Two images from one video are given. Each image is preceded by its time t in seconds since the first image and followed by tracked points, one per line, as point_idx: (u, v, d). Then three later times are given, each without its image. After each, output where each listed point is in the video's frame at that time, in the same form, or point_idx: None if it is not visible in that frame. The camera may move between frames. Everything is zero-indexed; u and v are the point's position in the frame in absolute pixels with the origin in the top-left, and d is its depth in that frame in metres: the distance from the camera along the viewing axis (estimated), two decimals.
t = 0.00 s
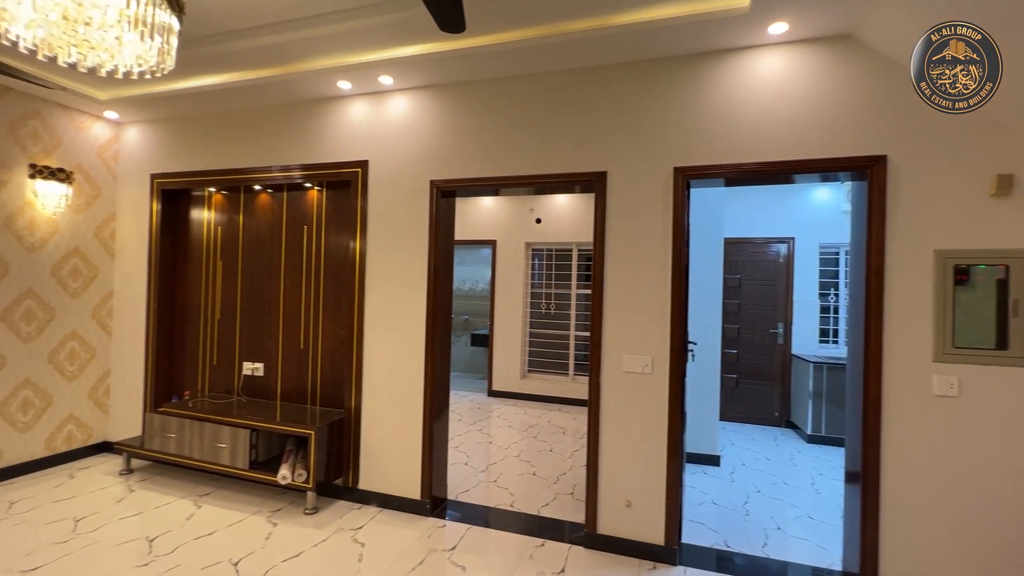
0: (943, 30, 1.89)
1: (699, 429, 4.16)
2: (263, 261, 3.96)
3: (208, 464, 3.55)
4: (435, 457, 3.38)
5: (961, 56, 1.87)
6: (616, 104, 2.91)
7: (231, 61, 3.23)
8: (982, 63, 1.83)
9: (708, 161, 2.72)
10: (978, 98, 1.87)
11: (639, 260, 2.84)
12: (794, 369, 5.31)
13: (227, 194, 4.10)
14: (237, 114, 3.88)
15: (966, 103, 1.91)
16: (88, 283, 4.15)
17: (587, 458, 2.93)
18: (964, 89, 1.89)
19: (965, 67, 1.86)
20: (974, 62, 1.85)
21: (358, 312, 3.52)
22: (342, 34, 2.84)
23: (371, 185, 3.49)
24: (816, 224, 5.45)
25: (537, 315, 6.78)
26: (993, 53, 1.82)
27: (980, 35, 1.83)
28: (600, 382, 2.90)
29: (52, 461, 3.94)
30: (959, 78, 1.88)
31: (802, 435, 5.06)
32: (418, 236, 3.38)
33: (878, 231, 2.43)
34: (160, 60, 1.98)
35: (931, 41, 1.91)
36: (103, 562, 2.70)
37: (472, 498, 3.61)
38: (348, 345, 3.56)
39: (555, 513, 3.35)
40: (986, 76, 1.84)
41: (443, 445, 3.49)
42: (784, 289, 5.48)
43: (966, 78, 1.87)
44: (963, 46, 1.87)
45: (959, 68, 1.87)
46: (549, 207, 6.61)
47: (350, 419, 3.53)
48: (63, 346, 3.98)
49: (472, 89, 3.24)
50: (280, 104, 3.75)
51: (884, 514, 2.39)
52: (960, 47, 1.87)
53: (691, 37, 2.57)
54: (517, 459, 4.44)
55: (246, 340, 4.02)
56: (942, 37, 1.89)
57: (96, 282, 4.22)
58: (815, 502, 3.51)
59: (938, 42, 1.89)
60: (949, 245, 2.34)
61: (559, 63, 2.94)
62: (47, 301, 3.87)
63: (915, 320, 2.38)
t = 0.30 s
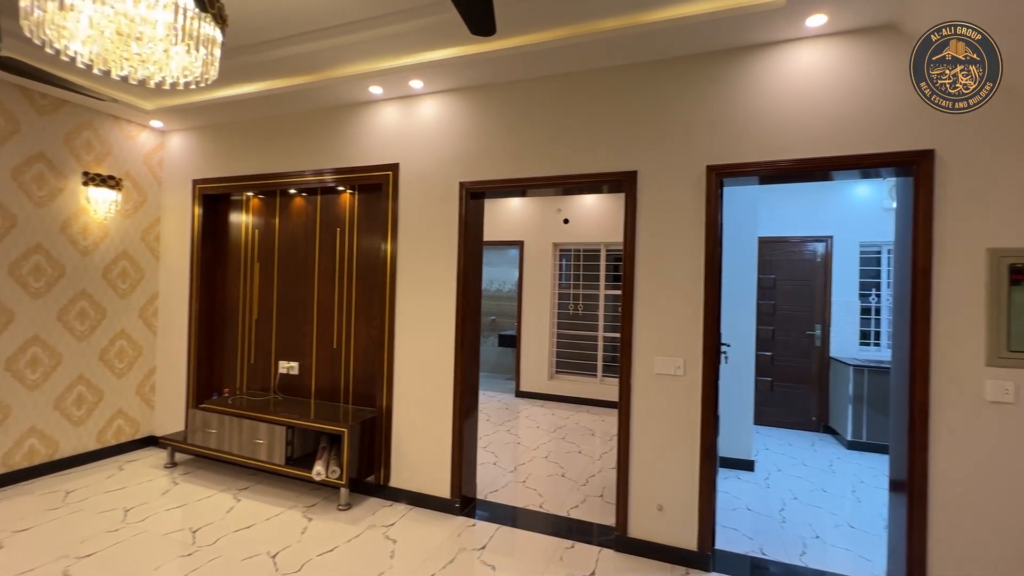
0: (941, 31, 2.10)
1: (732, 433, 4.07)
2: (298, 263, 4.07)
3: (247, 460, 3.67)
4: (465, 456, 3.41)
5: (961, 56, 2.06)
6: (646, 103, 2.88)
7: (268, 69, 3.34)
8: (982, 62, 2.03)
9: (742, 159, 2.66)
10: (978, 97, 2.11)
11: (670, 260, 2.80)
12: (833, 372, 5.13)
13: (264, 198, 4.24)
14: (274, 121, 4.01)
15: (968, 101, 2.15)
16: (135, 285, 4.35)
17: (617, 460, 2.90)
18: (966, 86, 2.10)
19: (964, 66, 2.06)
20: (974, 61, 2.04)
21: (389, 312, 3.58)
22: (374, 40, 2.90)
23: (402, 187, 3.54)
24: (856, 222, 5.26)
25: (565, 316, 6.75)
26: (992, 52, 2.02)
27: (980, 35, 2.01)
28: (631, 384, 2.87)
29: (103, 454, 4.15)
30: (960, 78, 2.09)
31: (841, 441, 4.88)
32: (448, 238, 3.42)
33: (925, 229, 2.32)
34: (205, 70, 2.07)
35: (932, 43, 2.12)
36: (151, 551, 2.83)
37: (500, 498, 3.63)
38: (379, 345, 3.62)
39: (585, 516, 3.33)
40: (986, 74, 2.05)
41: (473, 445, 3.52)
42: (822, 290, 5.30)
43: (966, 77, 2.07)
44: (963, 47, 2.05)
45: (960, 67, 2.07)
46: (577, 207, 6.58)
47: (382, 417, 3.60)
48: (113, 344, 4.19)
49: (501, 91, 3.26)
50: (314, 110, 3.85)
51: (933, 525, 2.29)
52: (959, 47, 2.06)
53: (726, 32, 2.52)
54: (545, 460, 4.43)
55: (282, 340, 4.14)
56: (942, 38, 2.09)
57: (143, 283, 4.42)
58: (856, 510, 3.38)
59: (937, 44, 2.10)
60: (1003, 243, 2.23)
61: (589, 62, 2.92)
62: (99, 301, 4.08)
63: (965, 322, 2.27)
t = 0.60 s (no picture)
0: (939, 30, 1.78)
1: (766, 437, 3.96)
2: (330, 264, 4.18)
3: (282, 455, 3.78)
4: (494, 456, 3.42)
5: (959, 56, 1.76)
6: (677, 101, 2.84)
7: (303, 76, 3.43)
8: (979, 61, 1.73)
9: (777, 156, 2.59)
10: (978, 98, 1.77)
11: (701, 260, 2.75)
12: (874, 376, 4.94)
13: (298, 202, 4.36)
14: (307, 126, 4.12)
15: (968, 101, 1.80)
16: (177, 286, 4.54)
17: (647, 463, 2.86)
18: (964, 87, 1.78)
19: (960, 67, 1.76)
20: (971, 61, 1.74)
21: (419, 312, 3.63)
22: (404, 44, 2.95)
23: (431, 189, 3.59)
24: (898, 219, 5.05)
25: (592, 316, 6.71)
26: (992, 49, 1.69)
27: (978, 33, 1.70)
28: (662, 386, 2.83)
29: (148, 448, 4.34)
30: (959, 78, 1.77)
31: (883, 447, 4.69)
32: (476, 239, 3.44)
33: (975, 226, 2.21)
34: (245, 79, 2.13)
35: (930, 44, 1.81)
36: (194, 542, 2.94)
37: (529, 498, 3.63)
38: (409, 344, 3.68)
39: (614, 518, 3.30)
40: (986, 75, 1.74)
41: (501, 445, 3.53)
42: (861, 290, 5.10)
43: (966, 78, 1.76)
44: (963, 46, 1.76)
45: (958, 68, 1.77)
46: (604, 207, 6.53)
47: (411, 416, 3.65)
48: (157, 343, 4.38)
49: (529, 92, 3.26)
50: (346, 115, 3.94)
51: (986, 537, 2.17)
52: (958, 47, 1.76)
53: (760, 26, 2.46)
54: (574, 462, 4.41)
55: (315, 339, 4.25)
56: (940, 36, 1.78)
57: (184, 284, 4.61)
58: (899, 520, 3.25)
59: (937, 41, 1.79)
60: None
61: (619, 61, 2.90)
62: (145, 301, 4.28)
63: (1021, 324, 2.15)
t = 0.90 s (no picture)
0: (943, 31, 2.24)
1: (802, 441, 3.85)
2: (360, 265, 4.26)
3: (315, 452, 3.88)
4: (522, 456, 3.43)
5: (961, 56, 2.20)
6: (708, 97, 2.79)
7: (335, 81, 3.52)
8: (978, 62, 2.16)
9: (814, 152, 2.51)
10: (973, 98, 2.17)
11: (733, 260, 2.69)
12: (917, 380, 4.74)
13: (329, 205, 4.47)
14: (338, 130, 4.21)
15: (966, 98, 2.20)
16: (215, 287, 4.71)
17: (678, 466, 2.82)
18: (964, 86, 2.20)
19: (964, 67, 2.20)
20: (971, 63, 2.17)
21: (447, 313, 3.67)
22: (433, 48, 2.99)
23: (459, 191, 3.62)
24: (943, 216, 4.83)
25: (619, 317, 6.64)
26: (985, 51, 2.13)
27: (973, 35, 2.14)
28: (693, 387, 2.78)
29: (189, 442, 4.51)
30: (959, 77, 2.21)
31: (927, 454, 4.49)
32: (504, 239, 3.46)
33: None
34: (281, 86, 2.19)
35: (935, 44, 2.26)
36: (233, 534, 3.05)
37: (557, 499, 3.62)
38: (438, 344, 3.72)
39: (644, 521, 3.26)
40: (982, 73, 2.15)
41: (529, 445, 3.54)
42: (903, 290, 4.90)
43: (965, 77, 2.20)
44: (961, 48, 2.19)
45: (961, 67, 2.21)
46: (632, 206, 6.46)
47: (440, 415, 3.69)
48: (197, 342, 4.55)
49: (556, 92, 3.26)
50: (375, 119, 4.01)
51: None
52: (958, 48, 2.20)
53: (795, 19, 2.40)
54: (601, 463, 4.38)
55: (346, 339, 4.34)
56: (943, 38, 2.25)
57: (222, 285, 4.77)
58: (946, 530, 3.11)
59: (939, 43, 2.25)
60: None
61: (648, 58, 2.87)
62: (185, 302, 4.45)
63: None
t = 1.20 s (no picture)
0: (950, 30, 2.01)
1: (840, 447, 3.72)
2: (389, 266, 4.32)
3: (346, 449, 3.96)
4: (550, 457, 3.42)
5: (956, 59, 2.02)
6: (741, 93, 2.73)
7: (365, 85, 3.59)
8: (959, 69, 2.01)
9: (853, 147, 2.43)
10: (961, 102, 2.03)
11: (768, 258, 2.62)
12: (964, 384, 4.52)
13: (359, 207, 4.55)
14: (368, 133, 4.29)
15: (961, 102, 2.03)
16: (251, 288, 4.86)
17: (711, 470, 2.76)
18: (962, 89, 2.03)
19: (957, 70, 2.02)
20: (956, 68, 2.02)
21: (475, 313, 3.69)
22: (461, 50, 3.02)
23: (486, 191, 3.64)
24: (993, 212, 4.58)
25: (648, 317, 6.55)
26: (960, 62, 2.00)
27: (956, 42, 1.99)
28: (726, 390, 2.72)
29: (226, 438, 4.67)
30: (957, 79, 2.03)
31: (976, 461, 4.28)
32: (531, 239, 3.46)
33: None
34: (315, 91, 2.23)
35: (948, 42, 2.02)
36: (269, 528, 3.14)
37: (585, 500, 3.60)
38: (466, 344, 3.75)
39: (674, 524, 3.21)
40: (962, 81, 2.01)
41: (557, 446, 3.52)
42: (949, 289, 4.68)
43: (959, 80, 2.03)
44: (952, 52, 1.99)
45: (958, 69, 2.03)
46: (660, 205, 6.37)
47: (468, 415, 3.72)
48: (233, 341, 4.70)
49: (584, 91, 3.24)
50: (404, 121, 4.07)
51: None
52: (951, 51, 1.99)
53: (833, 10, 2.32)
54: (630, 465, 4.33)
55: (376, 338, 4.42)
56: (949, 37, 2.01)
57: (257, 286, 4.92)
58: (998, 542, 2.95)
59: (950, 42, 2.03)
60: None
61: (677, 55, 2.83)
62: (223, 302, 4.60)
63: None
